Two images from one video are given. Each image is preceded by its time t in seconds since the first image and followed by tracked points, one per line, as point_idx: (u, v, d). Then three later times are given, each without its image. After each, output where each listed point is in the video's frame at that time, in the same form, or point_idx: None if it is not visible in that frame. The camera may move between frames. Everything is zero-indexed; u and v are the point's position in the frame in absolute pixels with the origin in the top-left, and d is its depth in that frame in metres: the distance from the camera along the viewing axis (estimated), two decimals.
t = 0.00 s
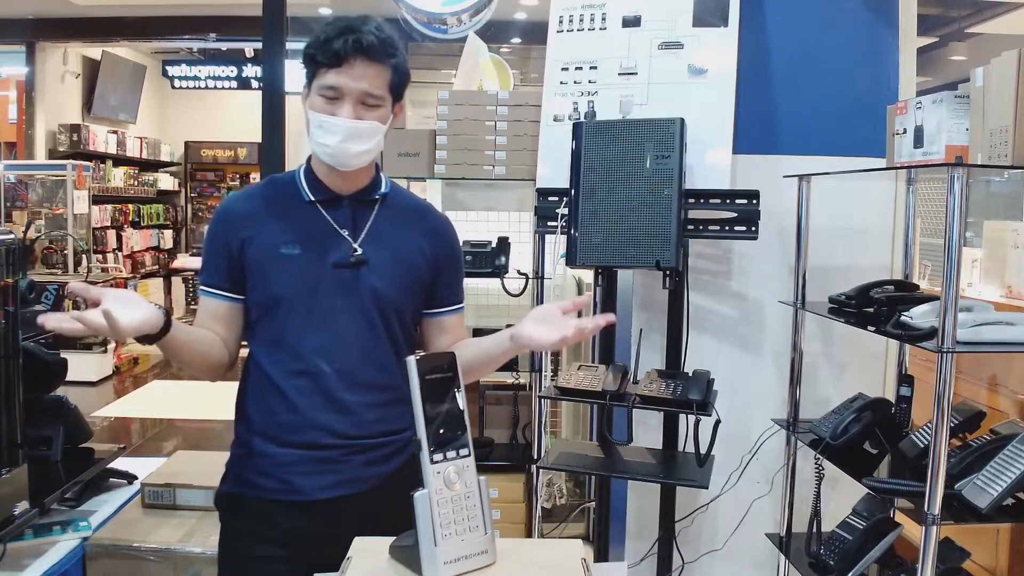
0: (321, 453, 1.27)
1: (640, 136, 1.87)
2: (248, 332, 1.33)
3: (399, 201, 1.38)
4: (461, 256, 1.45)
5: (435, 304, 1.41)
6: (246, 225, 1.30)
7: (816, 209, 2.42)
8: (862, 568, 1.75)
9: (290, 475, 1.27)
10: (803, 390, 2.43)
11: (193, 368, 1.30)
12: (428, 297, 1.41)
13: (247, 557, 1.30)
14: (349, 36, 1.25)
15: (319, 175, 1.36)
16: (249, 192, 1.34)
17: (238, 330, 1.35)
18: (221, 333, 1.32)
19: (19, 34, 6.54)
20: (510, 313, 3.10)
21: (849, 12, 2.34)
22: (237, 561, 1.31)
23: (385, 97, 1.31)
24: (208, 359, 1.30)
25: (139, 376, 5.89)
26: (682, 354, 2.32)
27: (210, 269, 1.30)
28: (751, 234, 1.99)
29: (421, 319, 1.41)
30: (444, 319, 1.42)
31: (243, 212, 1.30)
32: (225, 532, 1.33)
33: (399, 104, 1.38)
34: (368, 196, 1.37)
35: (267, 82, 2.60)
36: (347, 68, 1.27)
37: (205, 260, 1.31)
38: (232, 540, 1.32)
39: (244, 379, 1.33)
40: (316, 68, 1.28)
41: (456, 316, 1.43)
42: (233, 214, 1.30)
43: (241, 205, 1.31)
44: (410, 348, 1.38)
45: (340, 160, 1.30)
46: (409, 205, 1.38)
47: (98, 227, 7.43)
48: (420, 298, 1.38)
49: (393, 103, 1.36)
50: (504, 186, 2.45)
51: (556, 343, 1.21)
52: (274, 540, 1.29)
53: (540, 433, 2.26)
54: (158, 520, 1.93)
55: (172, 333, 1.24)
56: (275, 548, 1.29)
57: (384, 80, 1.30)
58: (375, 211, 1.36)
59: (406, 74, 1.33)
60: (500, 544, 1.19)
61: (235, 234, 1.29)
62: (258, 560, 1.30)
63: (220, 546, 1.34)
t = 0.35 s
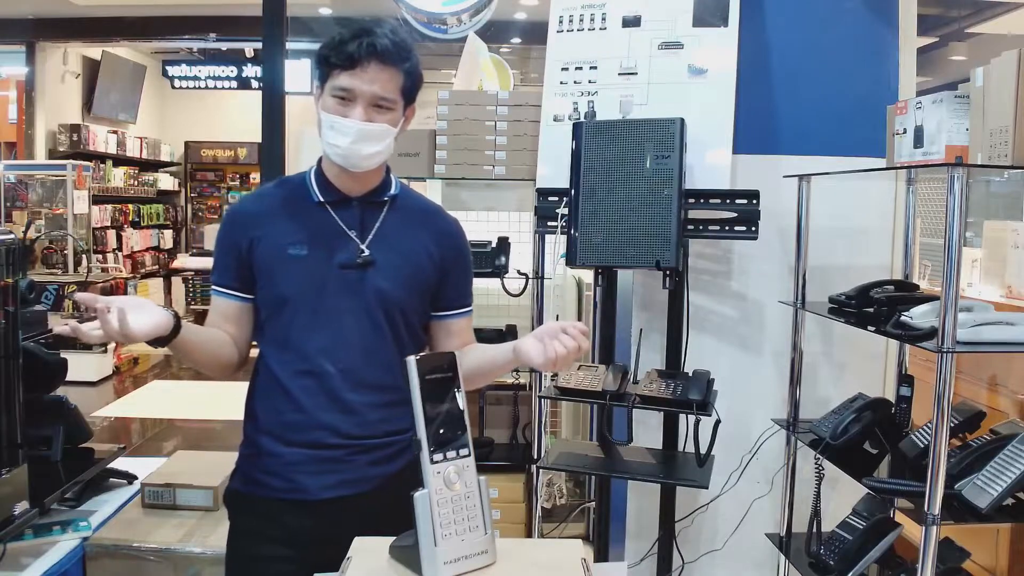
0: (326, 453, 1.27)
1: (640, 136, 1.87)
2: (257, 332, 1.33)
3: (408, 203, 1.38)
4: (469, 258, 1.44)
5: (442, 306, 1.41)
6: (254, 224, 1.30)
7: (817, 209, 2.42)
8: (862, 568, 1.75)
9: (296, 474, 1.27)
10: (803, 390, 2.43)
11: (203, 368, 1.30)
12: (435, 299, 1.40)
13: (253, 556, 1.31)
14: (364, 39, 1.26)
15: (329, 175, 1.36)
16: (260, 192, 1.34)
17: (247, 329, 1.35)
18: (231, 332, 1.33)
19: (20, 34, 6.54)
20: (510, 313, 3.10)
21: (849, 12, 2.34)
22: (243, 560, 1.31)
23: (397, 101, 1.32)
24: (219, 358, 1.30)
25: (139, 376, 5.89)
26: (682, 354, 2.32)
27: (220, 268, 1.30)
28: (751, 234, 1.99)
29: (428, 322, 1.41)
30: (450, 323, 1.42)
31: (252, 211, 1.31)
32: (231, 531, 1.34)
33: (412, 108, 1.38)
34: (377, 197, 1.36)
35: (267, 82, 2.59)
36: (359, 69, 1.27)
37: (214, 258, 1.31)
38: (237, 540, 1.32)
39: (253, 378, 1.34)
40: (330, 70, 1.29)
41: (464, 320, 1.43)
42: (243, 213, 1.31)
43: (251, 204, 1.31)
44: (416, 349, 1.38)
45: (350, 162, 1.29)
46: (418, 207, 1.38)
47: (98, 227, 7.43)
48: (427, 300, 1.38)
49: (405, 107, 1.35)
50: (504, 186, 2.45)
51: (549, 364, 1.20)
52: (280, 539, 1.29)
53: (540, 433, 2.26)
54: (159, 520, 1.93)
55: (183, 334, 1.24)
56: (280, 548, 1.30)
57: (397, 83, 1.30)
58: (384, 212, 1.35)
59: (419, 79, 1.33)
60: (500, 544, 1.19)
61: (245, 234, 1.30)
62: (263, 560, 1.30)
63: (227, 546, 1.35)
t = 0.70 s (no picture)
0: (330, 450, 1.27)
1: (639, 136, 1.87)
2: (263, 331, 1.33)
3: (413, 203, 1.38)
4: (475, 259, 1.44)
5: (448, 306, 1.41)
6: (261, 224, 1.30)
7: (817, 209, 2.42)
8: (862, 569, 1.75)
9: (297, 474, 1.27)
10: (803, 390, 2.43)
11: (208, 365, 1.30)
12: (441, 299, 1.40)
13: (258, 550, 1.31)
14: (358, 39, 1.25)
15: (335, 176, 1.36)
16: (266, 191, 1.35)
17: (253, 327, 1.35)
18: (236, 329, 1.32)
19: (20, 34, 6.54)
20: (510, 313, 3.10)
21: (849, 12, 2.34)
22: (248, 554, 1.32)
23: (395, 98, 1.31)
24: (223, 356, 1.30)
25: (139, 376, 5.89)
26: (682, 354, 2.32)
27: (226, 267, 1.30)
28: (751, 234, 1.99)
29: (435, 322, 1.41)
30: (456, 323, 1.42)
31: (259, 210, 1.31)
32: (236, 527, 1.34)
33: (413, 104, 1.37)
34: (382, 197, 1.36)
35: (267, 82, 2.59)
36: (355, 70, 1.27)
37: (221, 258, 1.32)
38: (242, 534, 1.32)
39: (258, 376, 1.34)
40: (327, 71, 1.29)
41: (469, 319, 1.43)
42: (249, 213, 1.31)
43: (258, 204, 1.32)
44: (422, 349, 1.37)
45: (353, 164, 1.29)
46: (424, 208, 1.38)
47: (98, 227, 7.43)
48: (432, 301, 1.37)
49: (405, 103, 1.35)
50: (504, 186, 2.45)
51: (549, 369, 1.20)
52: (285, 532, 1.29)
53: (540, 433, 2.26)
54: (159, 520, 1.93)
55: (187, 334, 1.24)
56: (285, 541, 1.30)
57: (394, 80, 1.30)
58: (389, 212, 1.35)
59: (417, 75, 1.32)
60: (500, 544, 1.19)
61: (251, 234, 1.30)
62: (268, 553, 1.30)
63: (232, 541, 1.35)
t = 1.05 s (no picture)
0: (328, 449, 1.27)
1: (640, 136, 1.87)
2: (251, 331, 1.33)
3: (401, 199, 1.38)
4: (465, 254, 1.44)
5: (439, 303, 1.41)
6: (249, 223, 1.30)
7: (817, 209, 2.42)
8: (862, 569, 1.75)
9: (297, 475, 1.27)
10: (803, 390, 2.43)
11: (199, 365, 1.29)
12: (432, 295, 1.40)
13: (254, 552, 1.30)
14: (323, 39, 1.25)
15: (320, 176, 1.37)
16: (253, 191, 1.35)
17: (241, 327, 1.35)
18: (225, 331, 1.32)
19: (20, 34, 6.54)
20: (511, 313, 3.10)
21: (849, 12, 2.34)
22: (242, 557, 1.30)
23: (367, 92, 1.31)
24: (213, 356, 1.29)
25: (139, 376, 5.90)
26: (682, 354, 2.32)
27: (214, 267, 1.30)
28: (751, 234, 1.99)
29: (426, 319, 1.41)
30: (447, 318, 1.41)
31: (246, 209, 1.31)
32: (227, 530, 1.33)
33: (387, 96, 1.37)
34: (369, 193, 1.36)
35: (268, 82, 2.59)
36: (323, 71, 1.27)
37: (208, 258, 1.31)
38: (235, 538, 1.31)
39: (251, 379, 1.33)
40: (296, 76, 1.29)
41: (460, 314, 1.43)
42: (237, 213, 1.31)
43: (245, 204, 1.32)
44: (415, 345, 1.37)
45: (337, 163, 1.30)
46: (412, 203, 1.38)
47: (98, 227, 7.43)
48: (424, 296, 1.37)
49: (380, 96, 1.35)
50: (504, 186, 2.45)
51: (548, 346, 1.22)
52: (282, 536, 1.29)
53: (540, 433, 2.26)
54: (158, 520, 1.93)
55: (180, 328, 1.23)
56: (282, 544, 1.29)
57: (363, 75, 1.29)
58: (377, 208, 1.36)
59: (386, 66, 1.32)
60: (500, 544, 1.19)
61: (240, 232, 1.30)
62: (263, 557, 1.30)
63: (222, 545, 1.34)
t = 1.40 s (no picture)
0: (322, 451, 1.27)
1: (640, 136, 1.87)
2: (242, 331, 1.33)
3: (395, 199, 1.38)
4: (458, 253, 1.44)
5: (433, 302, 1.41)
6: (242, 222, 1.30)
7: (817, 210, 2.42)
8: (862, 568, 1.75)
9: (295, 476, 1.27)
10: (802, 390, 2.43)
11: (188, 366, 1.29)
12: (425, 295, 1.40)
13: (245, 556, 1.30)
14: (286, 40, 1.26)
15: (311, 177, 1.37)
16: (245, 190, 1.34)
17: (232, 327, 1.35)
18: (216, 331, 1.32)
19: (21, 34, 6.55)
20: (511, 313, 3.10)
21: (849, 12, 2.34)
22: (234, 561, 1.30)
23: (339, 84, 1.30)
24: (205, 357, 1.29)
25: (139, 377, 5.90)
26: (682, 354, 2.32)
27: (206, 267, 1.30)
28: (751, 234, 1.99)
29: (420, 319, 1.41)
30: (441, 320, 1.42)
31: (239, 209, 1.31)
32: (219, 533, 1.32)
33: (362, 86, 1.36)
34: (362, 192, 1.36)
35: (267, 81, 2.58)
36: (294, 71, 1.28)
37: (199, 258, 1.31)
38: (228, 542, 1.31)
39: (239, 378, 1.33)
40: (269, 82, 1.30)
41: (453, 316, 1.43)
42: (229, 212, 1.31)
43: (237, 204, 1.32)
44: (408, 346, 1.37)
45: (323, 159, 1.30)
46: (405, 203, 1.38)
47: (98, 227, 7.43)
48: (417, 296, 1.37)
49: (354, 87, 1.34)
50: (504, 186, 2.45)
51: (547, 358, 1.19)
52: (277, 541, 1.29)
53: (540, 433, 2.26)
54: (158, 520, 1.93)
55: (170, 331, 1.23)
56: (277, 549, 1.29)
57: (333, 67, 1.29)
58: (370, 208, 1.36)
59: (355, 55, 1.31)
60: (500, 544, 1.19)
61: (232, 232, 1.30)
62: (257, 560, 1.30)
63: (213, 548, 1.33)
